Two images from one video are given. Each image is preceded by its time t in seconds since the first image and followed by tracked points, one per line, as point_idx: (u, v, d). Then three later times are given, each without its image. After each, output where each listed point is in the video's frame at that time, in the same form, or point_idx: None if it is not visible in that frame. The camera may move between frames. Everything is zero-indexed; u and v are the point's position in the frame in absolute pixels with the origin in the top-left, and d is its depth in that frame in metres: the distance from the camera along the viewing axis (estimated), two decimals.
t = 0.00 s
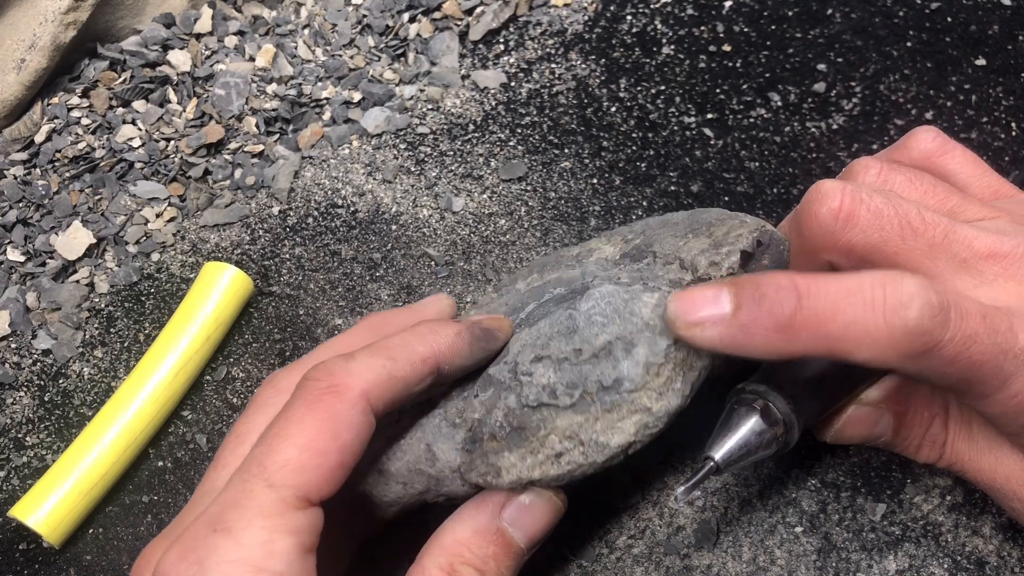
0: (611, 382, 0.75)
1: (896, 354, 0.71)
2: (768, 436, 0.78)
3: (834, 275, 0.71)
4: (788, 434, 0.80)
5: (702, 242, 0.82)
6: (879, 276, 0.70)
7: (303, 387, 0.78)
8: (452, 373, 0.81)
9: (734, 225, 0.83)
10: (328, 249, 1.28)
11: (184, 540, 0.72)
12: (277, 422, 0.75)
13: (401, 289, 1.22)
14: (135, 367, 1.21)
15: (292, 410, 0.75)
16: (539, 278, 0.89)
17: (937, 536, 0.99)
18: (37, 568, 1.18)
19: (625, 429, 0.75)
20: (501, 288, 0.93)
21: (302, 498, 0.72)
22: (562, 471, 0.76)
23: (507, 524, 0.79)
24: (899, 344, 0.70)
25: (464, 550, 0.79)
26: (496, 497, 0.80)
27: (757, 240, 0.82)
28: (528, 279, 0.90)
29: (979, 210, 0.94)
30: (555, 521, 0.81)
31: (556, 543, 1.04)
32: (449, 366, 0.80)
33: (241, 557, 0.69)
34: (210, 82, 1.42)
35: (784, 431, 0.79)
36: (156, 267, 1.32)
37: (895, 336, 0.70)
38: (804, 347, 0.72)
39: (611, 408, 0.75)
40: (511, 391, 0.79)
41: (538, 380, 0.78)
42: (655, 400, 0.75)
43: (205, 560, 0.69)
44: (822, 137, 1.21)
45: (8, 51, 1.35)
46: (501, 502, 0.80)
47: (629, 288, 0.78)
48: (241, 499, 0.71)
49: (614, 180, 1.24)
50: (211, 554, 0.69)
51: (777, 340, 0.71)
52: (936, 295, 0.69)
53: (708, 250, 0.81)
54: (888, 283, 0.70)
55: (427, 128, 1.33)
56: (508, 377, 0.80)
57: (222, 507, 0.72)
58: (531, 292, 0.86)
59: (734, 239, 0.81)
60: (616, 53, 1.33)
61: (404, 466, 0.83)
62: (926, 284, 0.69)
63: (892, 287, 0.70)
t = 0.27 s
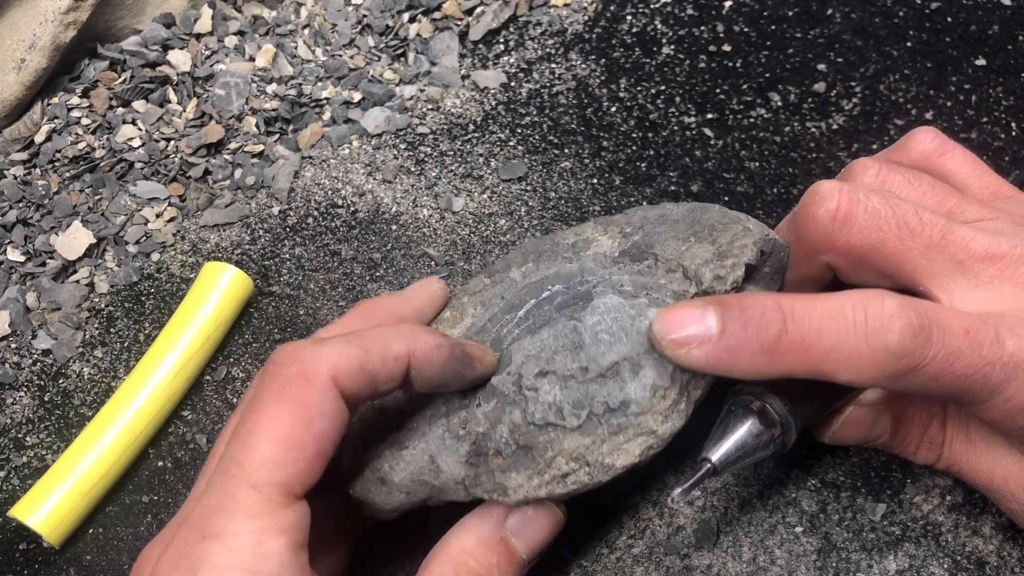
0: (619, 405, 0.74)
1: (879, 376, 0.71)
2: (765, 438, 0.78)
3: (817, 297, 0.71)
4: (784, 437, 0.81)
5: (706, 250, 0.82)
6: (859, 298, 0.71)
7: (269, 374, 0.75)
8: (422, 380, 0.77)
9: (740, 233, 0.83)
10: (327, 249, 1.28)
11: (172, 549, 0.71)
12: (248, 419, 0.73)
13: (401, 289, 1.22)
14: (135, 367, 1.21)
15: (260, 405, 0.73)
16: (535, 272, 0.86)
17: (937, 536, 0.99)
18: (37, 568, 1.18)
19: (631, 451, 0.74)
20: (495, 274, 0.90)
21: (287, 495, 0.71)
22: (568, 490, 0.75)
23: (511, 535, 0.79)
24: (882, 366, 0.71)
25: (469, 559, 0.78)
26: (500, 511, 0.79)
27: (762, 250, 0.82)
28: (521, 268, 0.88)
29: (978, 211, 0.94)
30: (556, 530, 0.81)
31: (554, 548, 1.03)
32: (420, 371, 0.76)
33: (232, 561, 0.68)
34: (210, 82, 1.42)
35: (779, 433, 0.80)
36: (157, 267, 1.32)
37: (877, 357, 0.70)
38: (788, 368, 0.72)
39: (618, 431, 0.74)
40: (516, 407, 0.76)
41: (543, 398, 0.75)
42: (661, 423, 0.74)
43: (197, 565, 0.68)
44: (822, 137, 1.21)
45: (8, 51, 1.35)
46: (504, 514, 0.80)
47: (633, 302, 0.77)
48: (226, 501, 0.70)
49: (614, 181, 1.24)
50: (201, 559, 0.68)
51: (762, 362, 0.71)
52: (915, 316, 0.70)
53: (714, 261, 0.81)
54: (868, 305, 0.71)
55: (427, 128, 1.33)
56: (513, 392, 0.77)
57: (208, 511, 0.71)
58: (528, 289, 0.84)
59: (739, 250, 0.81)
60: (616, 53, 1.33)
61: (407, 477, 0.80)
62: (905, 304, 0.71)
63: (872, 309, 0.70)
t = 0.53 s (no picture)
0: (641, 447, 0.73)
1: (930, 328, 0.67)
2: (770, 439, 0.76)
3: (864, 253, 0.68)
4: (789, 438, 0.80)
5: (718, 268, 0.78)
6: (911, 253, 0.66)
7: (276, 375, 0.71)
8: (428, 408, 0.74)
9: (750, 249, 0.78)
10: (328, 249, 1.28)
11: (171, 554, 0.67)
12: (252, 422, 0.69)
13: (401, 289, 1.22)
14: (134, 367, 1.21)
15: (266, 408, 0.69)
16: (533, 277, 0.82)
17: (936, 536, 0.99)
18: (38, 568, 1.18)
19: (652, 488, 0.74)
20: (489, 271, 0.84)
21: (293, 500, 0.68)
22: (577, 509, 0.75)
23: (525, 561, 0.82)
24: (932, 318, 0.66)
25: None
26: (539, 541, 0.79)
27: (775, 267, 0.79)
28: (516, 266, 0.83)
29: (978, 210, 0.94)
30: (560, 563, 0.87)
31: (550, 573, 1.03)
32: (427, 399, 0.72)
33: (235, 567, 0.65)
34: (210, 82, 1.42)
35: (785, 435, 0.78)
36: (157, 267, 1.32)
37: (926, 308, 0.66)
38: (832, 325, 0.69)
39: (641, 472, 0.74)
40: (537, 447, 0.76)
41: (564, 439, 0.75)
42: (680, 461, 0.74)
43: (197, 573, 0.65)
44: (822, 137, 1.21)
45: (8, 51, 1.35)
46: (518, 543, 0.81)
47: (649, 336, 0.75)
48: (228, 505, 0.67)
49: (614, 181, 1.24)
50: (202, 564, 0.65)
51: (803, 323, 0.70)
52: (967, 270, 0.66)
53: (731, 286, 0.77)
54: (920, 257, 0.66)
55: (427, 129, 1.33)
56: (533, 431, 0.76)
57: (208, 515, 0.67)
58: (530, 300, 0.80)
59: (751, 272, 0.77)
60: (616, 53, 1.33)
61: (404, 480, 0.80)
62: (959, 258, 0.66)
63: (922, 262, 0.66)
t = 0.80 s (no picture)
0: (641, 462, 0.76)
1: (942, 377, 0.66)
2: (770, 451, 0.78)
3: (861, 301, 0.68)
4: (790, 449, 0.81)
5: (720, 280, 0.80)
6: (913, 295, 0.66)
7: (273, 375, 0.71)
8: (421, 413, 0.75)
9: (752, 262, 0.79)
10: (327, 249, 1.28)
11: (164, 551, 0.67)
12: (247, 422, 0.69)
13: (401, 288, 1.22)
14: (135, 367, 1.21)
15: (261, 408, 0.69)
16: (530, 277, 0.84)
17: (936, 536, 0.99)
18: (37, 568, 1.18)
19: (649, 498, 0.78)
20: (483, 265, 0.86)
21: (286, 501, 0.68)
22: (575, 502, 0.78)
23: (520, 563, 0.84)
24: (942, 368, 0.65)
25: None
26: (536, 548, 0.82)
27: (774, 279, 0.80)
28: (511, 262, 0.85)
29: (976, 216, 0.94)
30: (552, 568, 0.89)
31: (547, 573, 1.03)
32: (421, 404, 0.74)
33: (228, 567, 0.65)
34: (210, 82, 1.42)
35: (785, 446, 0.79)
36: (157, 267, 1.32)
37: (935, 358, 0.65)
38: (842, 380, 0.69)
39: (639, 485, 0.77)
40: (537, 458, 0.79)
41: (566, 453, 0.77)
42: (677, 474, 0.77)
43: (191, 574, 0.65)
44: (822, 137, 1.21)
45: (8, 51, 1.35)
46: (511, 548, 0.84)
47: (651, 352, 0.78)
48: (222, 506, 0.67)
49: (614, 181, 1.24)
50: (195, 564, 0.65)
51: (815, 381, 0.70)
52: (973, 310, 0.65)
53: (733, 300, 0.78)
54: (923, 300, 0.66)
55: (427, 129, 1.33)
56: (533, 443, 0.79)
57: (202, 514, 0.67)
58: (528, 302, 0.83)
59: (754, 287, 0.78)
60: (616, 53, 1.33)
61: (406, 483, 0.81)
62: (964, 299, 0.65)
63: (926, 305, 0.65)
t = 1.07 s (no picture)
0: (640, 467, 0.76)
1: (927, 377, 0.67)
2: (768, 455, 0.78)
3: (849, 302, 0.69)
4: (787, 452, 0.81)
5: (721, 286, 0.80)
6: (901, 296, 0.68)
7: (273, 375, 0.71)
8: (421, 408, 0.76)
9: (752, 268, 0.80)
10: (328, 249, 1.28)
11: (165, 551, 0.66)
12: (247, 421, 0.69)
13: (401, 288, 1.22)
14: (135, 367, 1.21)
15: (261, 408, 0.69)
16: (528, 279, 0.85)
17: (936, 536, 0.99)
18: (37, 568, 1.18)
19: (648, 502, 0.79)
20: (481, 265, 0.86)
21: (288, 500, 0.68)
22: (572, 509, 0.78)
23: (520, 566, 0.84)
24: (928, 367, 0.67)
25: None
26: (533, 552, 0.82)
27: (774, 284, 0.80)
28: (510, 264, 0.85)
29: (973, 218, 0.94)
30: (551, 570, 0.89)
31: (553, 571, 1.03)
32: (421, 400, 0.74)
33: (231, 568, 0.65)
34: (210, 82, 1.42)
35: (783, 448, 0.80)
36: (157, 267, 1.32)
37: (922, 359, 0.66)
38: (829, 379, 0.70)
39: (638, 490, 0.77)
40: (537, 463, 0.79)
41: (566, 458, 0.77)
42: (676, 479, 0.77)
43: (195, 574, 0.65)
44: (822, 137, 1.21)
45: (8, 52, 1.35)
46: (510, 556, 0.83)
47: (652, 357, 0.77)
48: (223, 506, 0.66)
49: (614, 181, 1.24)
50: (199, 565, 0.65)
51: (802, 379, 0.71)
52: (959, 312, 0.66)
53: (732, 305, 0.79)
54: (910, 302, 0.67)
55: (427, 128, 1.33)
56: (533, 448, 0.79)
57: (205, 515, 0.67)
58: (527, 305, 0.83)
59: (754, 292, 0.79)
60: (616, 53, 1.33)
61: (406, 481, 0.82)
62: (950, 302, 0.66)
63: (913, 307, 0.67)
